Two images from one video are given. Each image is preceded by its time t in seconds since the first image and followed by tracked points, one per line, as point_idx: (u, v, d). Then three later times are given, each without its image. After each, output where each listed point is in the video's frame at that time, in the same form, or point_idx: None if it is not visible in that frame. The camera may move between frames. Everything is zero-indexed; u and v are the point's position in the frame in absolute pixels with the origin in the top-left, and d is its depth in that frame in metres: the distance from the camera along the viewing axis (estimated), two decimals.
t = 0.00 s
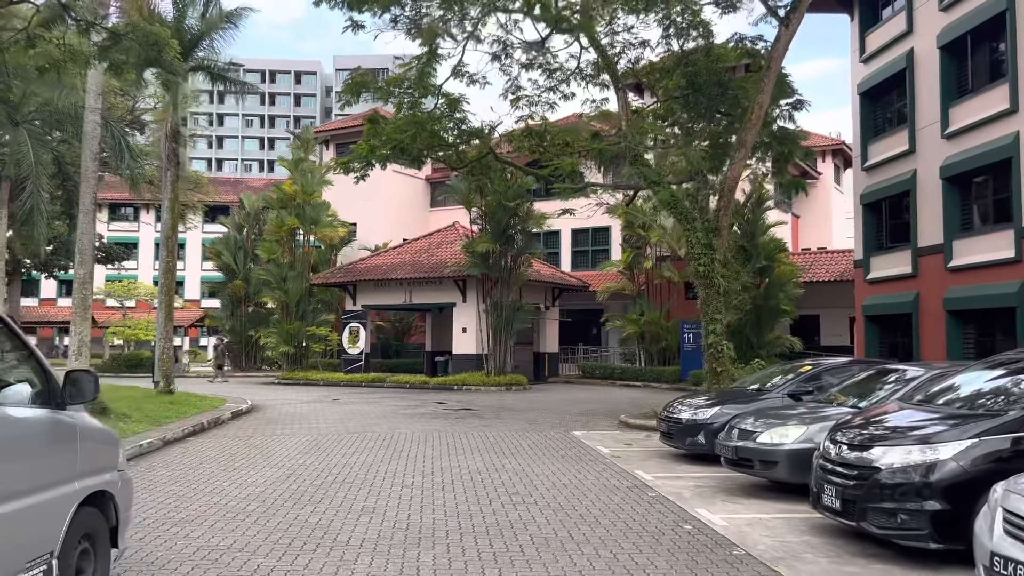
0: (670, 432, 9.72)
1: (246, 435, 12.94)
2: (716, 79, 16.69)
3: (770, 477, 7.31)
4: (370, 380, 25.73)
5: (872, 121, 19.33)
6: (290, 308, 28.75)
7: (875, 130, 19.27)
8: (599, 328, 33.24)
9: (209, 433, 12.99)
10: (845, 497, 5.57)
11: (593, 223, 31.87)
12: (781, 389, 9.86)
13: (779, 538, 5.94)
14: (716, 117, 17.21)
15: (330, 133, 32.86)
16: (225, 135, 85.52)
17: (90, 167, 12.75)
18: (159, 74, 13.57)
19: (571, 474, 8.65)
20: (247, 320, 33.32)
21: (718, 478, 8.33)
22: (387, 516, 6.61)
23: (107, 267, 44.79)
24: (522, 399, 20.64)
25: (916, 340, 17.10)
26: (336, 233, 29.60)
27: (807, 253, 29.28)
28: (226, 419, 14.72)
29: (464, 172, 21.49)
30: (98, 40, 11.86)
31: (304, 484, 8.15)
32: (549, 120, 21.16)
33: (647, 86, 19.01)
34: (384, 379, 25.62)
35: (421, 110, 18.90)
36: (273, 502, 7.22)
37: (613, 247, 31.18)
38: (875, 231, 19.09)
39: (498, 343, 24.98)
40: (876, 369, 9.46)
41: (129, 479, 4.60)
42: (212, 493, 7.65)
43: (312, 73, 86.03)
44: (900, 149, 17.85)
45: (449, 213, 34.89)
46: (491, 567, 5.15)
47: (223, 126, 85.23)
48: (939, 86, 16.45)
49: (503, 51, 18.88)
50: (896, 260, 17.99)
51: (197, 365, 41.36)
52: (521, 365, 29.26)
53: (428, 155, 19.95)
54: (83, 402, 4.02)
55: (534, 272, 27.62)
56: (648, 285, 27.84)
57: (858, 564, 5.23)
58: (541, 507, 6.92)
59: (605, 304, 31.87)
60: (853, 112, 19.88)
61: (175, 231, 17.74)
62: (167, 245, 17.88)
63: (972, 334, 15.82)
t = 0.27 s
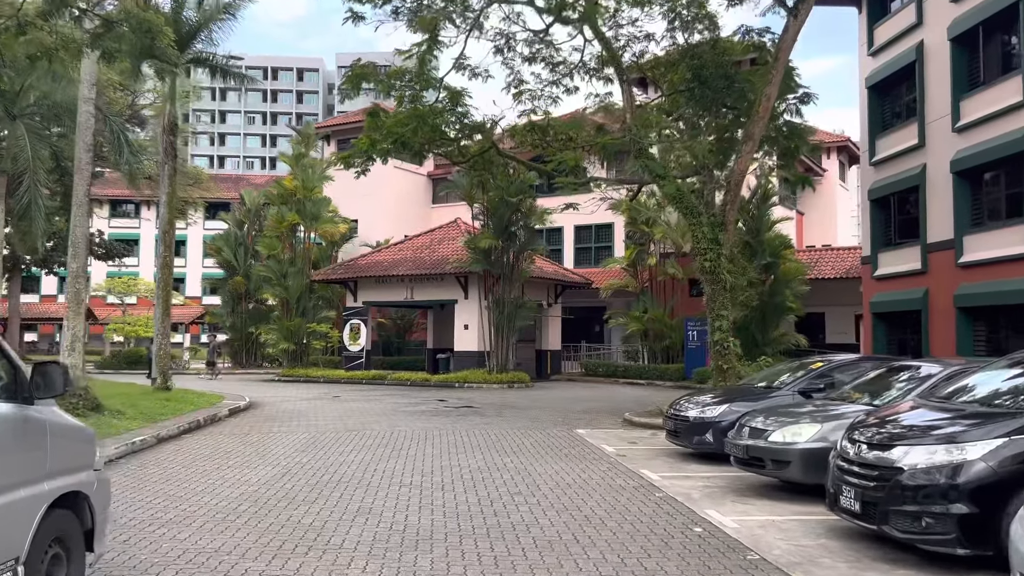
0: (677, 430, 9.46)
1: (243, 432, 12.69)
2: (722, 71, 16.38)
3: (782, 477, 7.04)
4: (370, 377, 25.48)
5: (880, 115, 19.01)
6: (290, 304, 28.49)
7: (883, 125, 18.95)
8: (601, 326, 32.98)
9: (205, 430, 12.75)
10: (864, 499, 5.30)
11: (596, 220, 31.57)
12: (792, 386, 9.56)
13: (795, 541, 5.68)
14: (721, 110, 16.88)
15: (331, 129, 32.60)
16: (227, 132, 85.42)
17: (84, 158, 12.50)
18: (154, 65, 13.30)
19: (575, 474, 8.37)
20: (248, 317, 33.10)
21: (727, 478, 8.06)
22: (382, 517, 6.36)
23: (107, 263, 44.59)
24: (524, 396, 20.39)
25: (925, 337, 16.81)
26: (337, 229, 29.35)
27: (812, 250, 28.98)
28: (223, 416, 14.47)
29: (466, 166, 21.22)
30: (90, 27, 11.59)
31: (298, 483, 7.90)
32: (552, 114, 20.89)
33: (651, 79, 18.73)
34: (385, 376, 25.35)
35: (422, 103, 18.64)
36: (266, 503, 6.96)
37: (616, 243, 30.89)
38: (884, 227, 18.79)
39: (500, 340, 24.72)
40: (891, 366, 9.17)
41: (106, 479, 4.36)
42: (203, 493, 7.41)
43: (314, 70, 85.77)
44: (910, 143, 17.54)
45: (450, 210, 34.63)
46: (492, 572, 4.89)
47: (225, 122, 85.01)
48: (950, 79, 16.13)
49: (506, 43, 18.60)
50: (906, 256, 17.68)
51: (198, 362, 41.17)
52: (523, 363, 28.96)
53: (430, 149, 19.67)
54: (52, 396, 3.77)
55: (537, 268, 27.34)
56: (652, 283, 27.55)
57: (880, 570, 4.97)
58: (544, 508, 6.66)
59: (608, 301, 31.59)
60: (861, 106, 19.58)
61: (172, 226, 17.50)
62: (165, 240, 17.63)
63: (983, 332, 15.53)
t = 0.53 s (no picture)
0: (683, 434, 9.17)
1: (237, 433, 12.41)
2: (727, 66, 16.05)
3: (793, 484, 6.75)
4: (370, 376, 25.19)
5: (888, 112, 18.69)
6: (289, 303, 28.19)
7: (891, 121, 18.63)
8: (603, 325, 32.69)
9: (198, 431, 12.47)
10: (885, 511, 5.01)
11: (598, 217, 31.26)
12: (801, 389, 9.27)
13: (810, 554, 5.39)
14: (726, 107, 16.53)
15: (331, 126, 32.30)
16: (228, 130, 85.25)
17: (75, 153, 12.22)
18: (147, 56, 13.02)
19: (577, 479, 8.09)
20: (246, 315, 32.84)
21: (736, 485, 7.76)
22: (376, 525, 6.08)
23: (105, 260, 44.34)
24: (524, 397, 20.10)
25: (934, 337, 16.50)
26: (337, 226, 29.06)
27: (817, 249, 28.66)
28: (218, 417, 14.19)
29: (467, 163, 20.93)
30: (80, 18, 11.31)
31: (292, 488, 7.63)
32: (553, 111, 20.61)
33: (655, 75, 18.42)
34: (384, 375, 25.08)
35: (422, 99, 18.37)
36: (255, 510, 6.68)
37: (618, 242, 30.58)
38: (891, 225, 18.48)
39: (500, 339, 24.41)
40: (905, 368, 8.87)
41: (82, 489, 4.10)
42: (192, 499, 7.15)
43: (315, 67, 85.50)
44: (918, 140, 17.23)
45: (450, 208, 34.34)
46: None
47: (225, 120, 84.78)
48: (960, 75, 15.82)
49: (507, 38, 18.31)
50: (914, 255, 17.38)
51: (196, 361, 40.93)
52: (524, 362, 28.66)
53: (430, 145, 19.39)
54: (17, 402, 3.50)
55: (538, 267, 27.04)
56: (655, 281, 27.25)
57: None
58: (545, 517, 6.37)
59: (610, 300, 31.30)
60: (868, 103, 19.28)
61: (168, 223, 17.23)
62: (160, 237, 17.37)
63: (993, 332, 15.21)
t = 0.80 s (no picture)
0: (690, 434, 8.91)
1: (233, 432, 12.17)
2: (735, 59, 15.68)
3: (807, 487, 6.48)
4: (370, 374, 24.93)
5: (896, 106, 18.37)
6: (288, 299, 27.94)
7: (899, 116, 18.31)
8: (605, 322, 32.42)
9: (192, 429, 12.24)
10: (908, 518, 4.75)
11: (601, 214, 30.97)
12: (812, 388, 8.98)
13: (826, 562, 5.12)
14: (731, 101, 16.19)
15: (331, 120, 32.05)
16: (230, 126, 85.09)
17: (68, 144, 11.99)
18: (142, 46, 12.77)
19: (581, 481, 7.82)
20: (246, 312, 32.63)
21: (745, 487, 7.49)
22: (369, 530, 5.84)
23: (106, 257, 44.19)
24: (526, 394, 19.85)
25: (943, 335, 16.21)
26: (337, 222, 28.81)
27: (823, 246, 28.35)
28: (214, 415, 13.96)
29: (468, 158, 20.67)
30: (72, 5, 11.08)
31: (285, 490, 7.40)
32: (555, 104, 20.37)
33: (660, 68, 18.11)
34: (385, 373, 24.84)
35: (423, 92, 18.15)
36: (245, 513, 6.43)
37: (621, 238, 30.29)
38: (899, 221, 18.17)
39: (502, 336, 24.14)
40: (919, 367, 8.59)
41: (53, 494, 3.88)
42: (181, 501, 6.92)
43: (317, 63, 85.33)
44: (927, 134, 16.91)
45: (451, 205, 34.09)
46: None
47: (227, 116, 84.55)
48: (970, 68, 15.51)
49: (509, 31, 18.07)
50: (922, 252, 17.09)
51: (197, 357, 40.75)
52: (526, 359, 28.40)
53: (431, 140, 19.13)
54: None
55: (540, 263, 26.76)
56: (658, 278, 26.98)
57: None
58: (547, 521, 6.10)
59: (613, 297, 31.02)
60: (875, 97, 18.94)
61: (164, 217, 17.01)
62: (157, 231, 17.14)
63: (1004, 330, 14.92)
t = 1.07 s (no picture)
0: (696, 437, 8.64)
1: (226, 433, 11.90)
2: (741, 52, 15.31)
3: (820, 495, 6.20)
4: (368, 372, 24.61)
5: (903, 102, 18.05)
6: (286, 297, 27.66)
7: (906, 112, 17.99)
8: (606, 321, 32.14)
9: (183, 430, 11.97)
10: (932, 531, 4.46)
11: (602, 211, 30.68)
12: (822, 390, 8.69)
13: None
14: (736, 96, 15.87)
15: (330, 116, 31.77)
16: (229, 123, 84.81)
17: (58, 137, 11.73)
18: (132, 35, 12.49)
19: (583, 486, 7.55)
20: (244, 309, 32.36)
21: (753, 494, 7.21)
22: (361, 539, 5.56)
23: (103, 253, 43.93)
24: (526, 394, 19.57)
25: (951, 335, 15.92)
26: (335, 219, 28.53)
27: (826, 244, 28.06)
28: (207, 414, 13.69)
29: (468, 154, 20.37)
30: None
31: (275, 495, 7.12)
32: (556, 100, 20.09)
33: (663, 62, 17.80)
34: (383, 371, 24.56)
35: (422, 86, 17.87)
36: (232, 520, 6.15)
37: (622, 236, 30.01)
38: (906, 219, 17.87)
39: (502, 334, 23.85)
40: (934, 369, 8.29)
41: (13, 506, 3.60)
42: (166, 507, 6.64)
43: (317, 60, 85.07)
44: (935, 130, 16.60)
45: (451, 202, 33.81)
46: None
47: (226, 113, 84.28)
48: (980, 63, 15.20)
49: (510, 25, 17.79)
50: (929, 250, 16.79)
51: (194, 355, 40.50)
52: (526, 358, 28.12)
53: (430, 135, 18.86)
54: None
55: (541, 261, 26.44)
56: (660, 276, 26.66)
57: None
58: (549, 530, 5.82)
59: (614, 296, 30.74)
60: (881, 92, 18.63)
61: (158, 213, 16.75)
62: (151, 227, 16.86)
63: (1014, 331, 14.62)
